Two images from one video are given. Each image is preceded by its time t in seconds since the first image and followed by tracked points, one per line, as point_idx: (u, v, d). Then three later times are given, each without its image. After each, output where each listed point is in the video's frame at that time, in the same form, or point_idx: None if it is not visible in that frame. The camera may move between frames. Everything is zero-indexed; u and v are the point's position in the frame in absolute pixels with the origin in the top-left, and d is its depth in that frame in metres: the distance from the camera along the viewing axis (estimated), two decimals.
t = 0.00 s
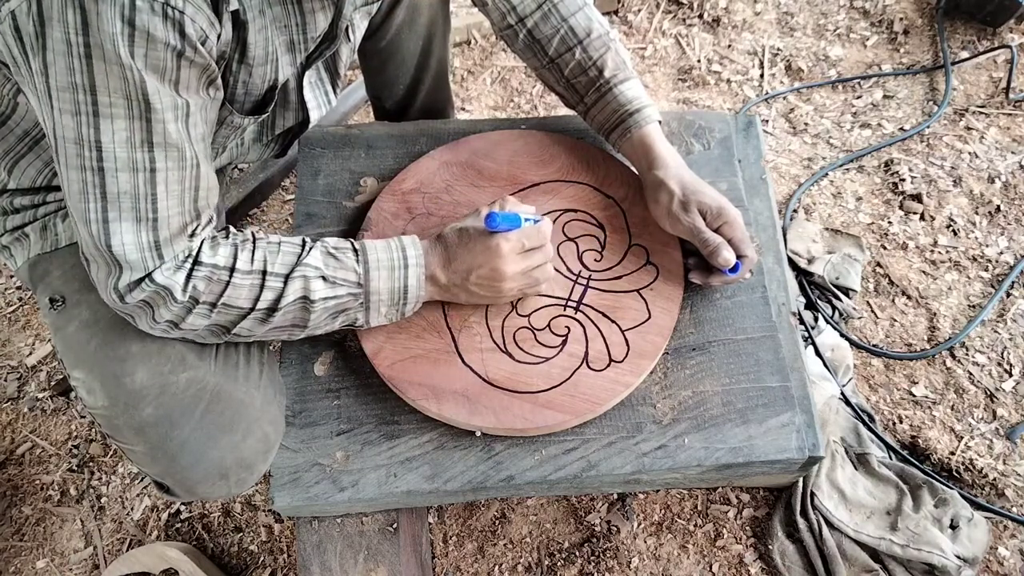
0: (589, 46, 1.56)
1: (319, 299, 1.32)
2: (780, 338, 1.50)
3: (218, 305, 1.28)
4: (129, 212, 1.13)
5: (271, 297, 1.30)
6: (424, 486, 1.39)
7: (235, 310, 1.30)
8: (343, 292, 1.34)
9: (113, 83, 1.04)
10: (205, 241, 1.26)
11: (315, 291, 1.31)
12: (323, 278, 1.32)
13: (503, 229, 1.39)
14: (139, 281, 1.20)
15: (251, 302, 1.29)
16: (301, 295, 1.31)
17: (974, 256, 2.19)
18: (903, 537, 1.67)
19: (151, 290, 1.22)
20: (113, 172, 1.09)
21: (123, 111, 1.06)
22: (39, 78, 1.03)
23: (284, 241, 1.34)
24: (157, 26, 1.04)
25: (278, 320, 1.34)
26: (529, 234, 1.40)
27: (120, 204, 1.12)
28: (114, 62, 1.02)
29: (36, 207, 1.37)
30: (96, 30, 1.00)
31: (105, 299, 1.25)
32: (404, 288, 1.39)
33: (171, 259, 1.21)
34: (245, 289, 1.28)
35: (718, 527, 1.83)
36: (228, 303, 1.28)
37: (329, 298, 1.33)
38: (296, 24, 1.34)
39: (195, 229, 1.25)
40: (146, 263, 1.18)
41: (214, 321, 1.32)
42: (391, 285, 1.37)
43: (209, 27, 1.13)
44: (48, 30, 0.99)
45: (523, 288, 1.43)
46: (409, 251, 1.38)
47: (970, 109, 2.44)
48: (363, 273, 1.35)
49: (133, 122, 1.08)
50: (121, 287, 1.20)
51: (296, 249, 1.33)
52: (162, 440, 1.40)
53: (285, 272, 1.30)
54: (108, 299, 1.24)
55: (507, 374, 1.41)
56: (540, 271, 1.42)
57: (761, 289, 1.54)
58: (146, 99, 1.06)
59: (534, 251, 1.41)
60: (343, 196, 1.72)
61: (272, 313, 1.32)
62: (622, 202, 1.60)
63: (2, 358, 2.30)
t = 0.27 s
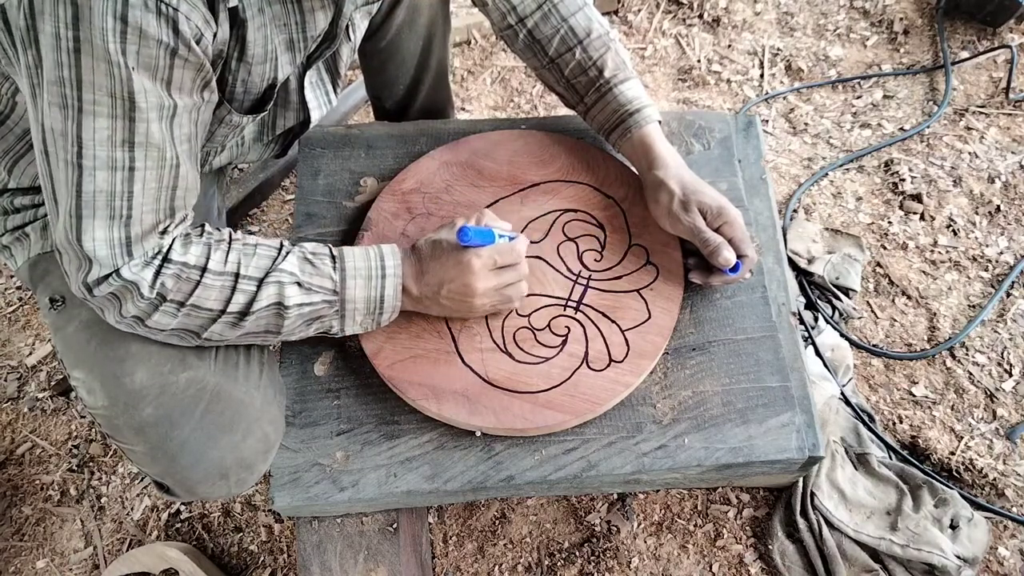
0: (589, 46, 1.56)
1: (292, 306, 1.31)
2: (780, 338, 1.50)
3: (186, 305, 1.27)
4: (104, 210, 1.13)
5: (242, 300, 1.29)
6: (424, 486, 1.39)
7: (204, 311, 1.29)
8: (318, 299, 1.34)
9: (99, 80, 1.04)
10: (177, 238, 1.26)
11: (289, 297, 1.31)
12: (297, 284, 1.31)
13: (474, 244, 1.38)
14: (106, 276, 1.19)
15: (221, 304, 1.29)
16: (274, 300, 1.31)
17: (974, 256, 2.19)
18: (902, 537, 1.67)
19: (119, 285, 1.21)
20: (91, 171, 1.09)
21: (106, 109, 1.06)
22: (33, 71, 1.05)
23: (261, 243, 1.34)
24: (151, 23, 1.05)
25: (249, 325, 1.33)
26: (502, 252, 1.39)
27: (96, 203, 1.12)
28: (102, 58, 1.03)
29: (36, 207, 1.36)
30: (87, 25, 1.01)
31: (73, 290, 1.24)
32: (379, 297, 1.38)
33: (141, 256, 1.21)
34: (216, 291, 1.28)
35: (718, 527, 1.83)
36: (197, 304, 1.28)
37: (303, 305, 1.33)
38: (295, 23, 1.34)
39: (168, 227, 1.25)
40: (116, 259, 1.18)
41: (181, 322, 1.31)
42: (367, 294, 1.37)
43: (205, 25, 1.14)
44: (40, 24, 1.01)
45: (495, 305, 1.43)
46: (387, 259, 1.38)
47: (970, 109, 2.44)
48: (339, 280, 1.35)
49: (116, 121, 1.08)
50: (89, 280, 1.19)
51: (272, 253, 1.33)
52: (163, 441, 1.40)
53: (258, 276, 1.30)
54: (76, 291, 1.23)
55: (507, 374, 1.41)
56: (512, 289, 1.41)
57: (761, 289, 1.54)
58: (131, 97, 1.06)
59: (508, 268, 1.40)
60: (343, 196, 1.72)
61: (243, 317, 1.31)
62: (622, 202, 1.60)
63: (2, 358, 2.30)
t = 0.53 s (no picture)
0: (589, 46, 1.56)
1: (295, 307, 1.32)
2: (780, 338, 1.50)
3: (195, 305, 1.27)
4: (117, 212, 1.13)
5: (248, 299, 1.29)
6: (424, 486, 1.39)
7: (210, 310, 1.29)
8: (320, 301, 1.34)
9: (107, 86, 1.04)
10: (190, 241, 1.26)
11: (290, 297, 1.30)
12: (301, 286, 1.31)
13: (494, 260, 1.35)
14: (120, 276, 1.19)
15: (226, 304, 1.29)
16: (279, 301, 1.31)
17: (974, 256, 2.19)
18: (903, 537, 1.67)
19: (133, 285, 1.20)
20: (102, 173, 1.09)
21: (115, 114, 1.06)
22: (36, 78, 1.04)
23: (267, 244, 1.33)
24: (154, 30, 1.05)
25: (256, 323, 1.33)
26: (521, 271, 1.36)
27: (108, 205, 1.12)
28: (109, 66, 1.03)
29: (35, 208, 1.36)
30: (92, 32, 1.01)
31: (83, 289, 1.23)
32: (382, 305, 1.38)
33: (155, 257, 1.21)
34: (222, 291, 1.27)
35: (718, 527, 1.83)
36: (204, 304, 1.27)
37: (303, 306, 1.32)
38: (296, 27, 1.35)
39: (182, 230, 1.25)
40: (131, 260, 1.17)
41: (188, 320, 1.31)
42: (369, 300, 1.37)
43: (206, 32, 1.15)
44: (44, 33, 1.00)
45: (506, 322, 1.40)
46: (392, 267, 1.38)
47: (970, 109, 2.44)
48: (342, 285, 1.34)
49: (124, 126, 1.08)
50: (102, 281, 1.18)
51: (277, 253, 1.33)
52: (162, 441, 1.40)
53: (261, 276, 1.29)
54: (86, 288, 1.22)
55: (507, 375, 1.41)
56: (526, 309, 1.39)
57: (761, 289, 1.54)
58: (138, 103, 1.07)
59: (525, 288, 1.37)
60: (343, 196, 1.72)
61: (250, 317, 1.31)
62: (623, 202, 1.60)
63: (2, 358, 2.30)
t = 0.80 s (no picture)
0: (589, 47, 1.56)
1: (296, 292, 1.31)
2: (780, 338, 1.50)
3: (200, 296, 1.27)
4: (117, 210, 1.14)
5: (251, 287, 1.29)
6: (424, 486, 1.39)
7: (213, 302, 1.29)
8: (320, 287, 1.33)
9: (102, 87, 1.04)
10: (193, 237, 1.27)
11: (290, 280, 1.30)
12: (302, 271, 1.31)
13: (492, 243, 1.38)
14: (125, 275, 1.20)
15: (231, 293, 1.29)
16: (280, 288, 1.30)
17: (974, 256, 2.19)
18: (902, 537, 1.67)
19: (138, 283, 1.21)
20: (101, 172, 1.10)
21: (112, 113, 1.07)
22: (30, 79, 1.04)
23: (265, 236, 1.34)
24: (145, 33, 1.05)
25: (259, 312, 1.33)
26: (519, 255, 1.39)
27: (107, 204, 1.12)
28: (104, 67, 1.03)
29: (35, 208, 1.37)
30: (85, 35, 1.01)
31: (88, 291, 1.25)
32: (381, 292, 1.38)
33: (159, 253, 1.22)
34: (225, 281, 1.27)
35: (718, 527, 1.83)
36: (209, 295, 1.27)
37: (304, 291, 1.32)
38: (294, 30, 1.35)
39: (184, 227, 1.25)
40: (136, 258, 1.19)
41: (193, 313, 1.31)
42: (370, 286, 1.37)
43: (198, 37, 1.15)
44: (37, 35, 1.00)
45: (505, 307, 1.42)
46: (390, 252, 1.38)
47: (970, 109, 2.44)
48: (342, 270, 1.34)
49: (121, 125, 1.08)
50: (107, 279, 1.20)
51: (275, 242, 1.33)
52: (163, 441, 1.40)
53: (262, 263, 1.29)
54: (94, 292, 1.24)
55: (508, 374, 1.41)
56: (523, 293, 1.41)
57: (761, 289, 1.54)
58: (135, 103, 1.07)
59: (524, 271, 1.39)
60: (343, 196, 1.72)
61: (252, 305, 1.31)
62: (622, 202, 1.60)
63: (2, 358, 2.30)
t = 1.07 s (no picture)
0: (589, 47, 1.56)
1: (292, 295, 1.31)
2: (780, 338, 1.50)
3: (192, 295, 1.26)
4: (114, 211, 1.13)
5: (245, 287, 1.28)
6: (424, 486, 1.39)
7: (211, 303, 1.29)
8: (316, 290, 1.33)
9: (104, 87, 1.04)
10: (187, 234, 1.27)
11: (287, 284, 1.30)
12: (297, 274, 1.31)
13: (484, 251, 1.37)
14: (121, 274, 1.20)
15: (225, 293, 1.28)
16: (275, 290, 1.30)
17: (974, 256, 2.19)
18: (902, 537, 1.67)
19: (132, 280, 1.21)
20: (100, 174, 1.10)
21: (112, 115, 1.07)
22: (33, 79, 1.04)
23: (262, 235, 1.34)
24: (150, 32, 1.05)
25: (254, 314, 1.33)
26: (510, 264, 1.38)
27: (105, 205, 1.12)
28: (106, 68, 1.03)
29: (36, 208, 1.36)
30: (89, 34, 1.01)
31: (86, 291, 1.24)
32: (378, 294, 1.37)
33: (154, 250, 1.21)
34: (219, 279, 1.27)
35: (718, 527, 1.83)
36: (202, 294, 1.27)
37: (301, 295, 1.32)
38: (296, 30, 1.34)
39: (179, 225, 1.25)
40: (131, 257, 1.19)
41: (186, 313, 1.30)
42: (367, 288, 1.36)
43: (202, 36, 1.15)
44: (41, 34, 1.01)
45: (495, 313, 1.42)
46: (387, 254, 1.38)
47: (970, 109, 2.44)
48: (338, 273, 1.34)
49: (121, 126, 1.08)
50: (103, 279, 1.20)
51: (271, 242, 1.33)
52: (162, 441, 1.40)
53: (258, 263, 1.29)
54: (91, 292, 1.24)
55: (508, 374, 1.41)
56: (513, 300, 1.41)
57: (761, 289, 1.54)
58: (136, 103, 1.07)
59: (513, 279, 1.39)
60: (343, 196, 1.72)
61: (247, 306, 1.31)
62: (623, 202, 1.60)
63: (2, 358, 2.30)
